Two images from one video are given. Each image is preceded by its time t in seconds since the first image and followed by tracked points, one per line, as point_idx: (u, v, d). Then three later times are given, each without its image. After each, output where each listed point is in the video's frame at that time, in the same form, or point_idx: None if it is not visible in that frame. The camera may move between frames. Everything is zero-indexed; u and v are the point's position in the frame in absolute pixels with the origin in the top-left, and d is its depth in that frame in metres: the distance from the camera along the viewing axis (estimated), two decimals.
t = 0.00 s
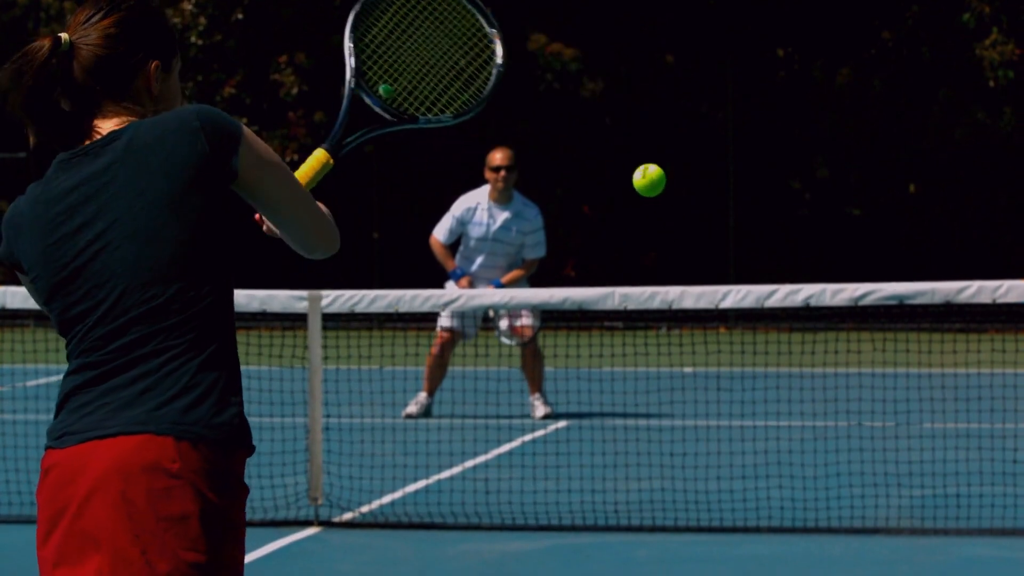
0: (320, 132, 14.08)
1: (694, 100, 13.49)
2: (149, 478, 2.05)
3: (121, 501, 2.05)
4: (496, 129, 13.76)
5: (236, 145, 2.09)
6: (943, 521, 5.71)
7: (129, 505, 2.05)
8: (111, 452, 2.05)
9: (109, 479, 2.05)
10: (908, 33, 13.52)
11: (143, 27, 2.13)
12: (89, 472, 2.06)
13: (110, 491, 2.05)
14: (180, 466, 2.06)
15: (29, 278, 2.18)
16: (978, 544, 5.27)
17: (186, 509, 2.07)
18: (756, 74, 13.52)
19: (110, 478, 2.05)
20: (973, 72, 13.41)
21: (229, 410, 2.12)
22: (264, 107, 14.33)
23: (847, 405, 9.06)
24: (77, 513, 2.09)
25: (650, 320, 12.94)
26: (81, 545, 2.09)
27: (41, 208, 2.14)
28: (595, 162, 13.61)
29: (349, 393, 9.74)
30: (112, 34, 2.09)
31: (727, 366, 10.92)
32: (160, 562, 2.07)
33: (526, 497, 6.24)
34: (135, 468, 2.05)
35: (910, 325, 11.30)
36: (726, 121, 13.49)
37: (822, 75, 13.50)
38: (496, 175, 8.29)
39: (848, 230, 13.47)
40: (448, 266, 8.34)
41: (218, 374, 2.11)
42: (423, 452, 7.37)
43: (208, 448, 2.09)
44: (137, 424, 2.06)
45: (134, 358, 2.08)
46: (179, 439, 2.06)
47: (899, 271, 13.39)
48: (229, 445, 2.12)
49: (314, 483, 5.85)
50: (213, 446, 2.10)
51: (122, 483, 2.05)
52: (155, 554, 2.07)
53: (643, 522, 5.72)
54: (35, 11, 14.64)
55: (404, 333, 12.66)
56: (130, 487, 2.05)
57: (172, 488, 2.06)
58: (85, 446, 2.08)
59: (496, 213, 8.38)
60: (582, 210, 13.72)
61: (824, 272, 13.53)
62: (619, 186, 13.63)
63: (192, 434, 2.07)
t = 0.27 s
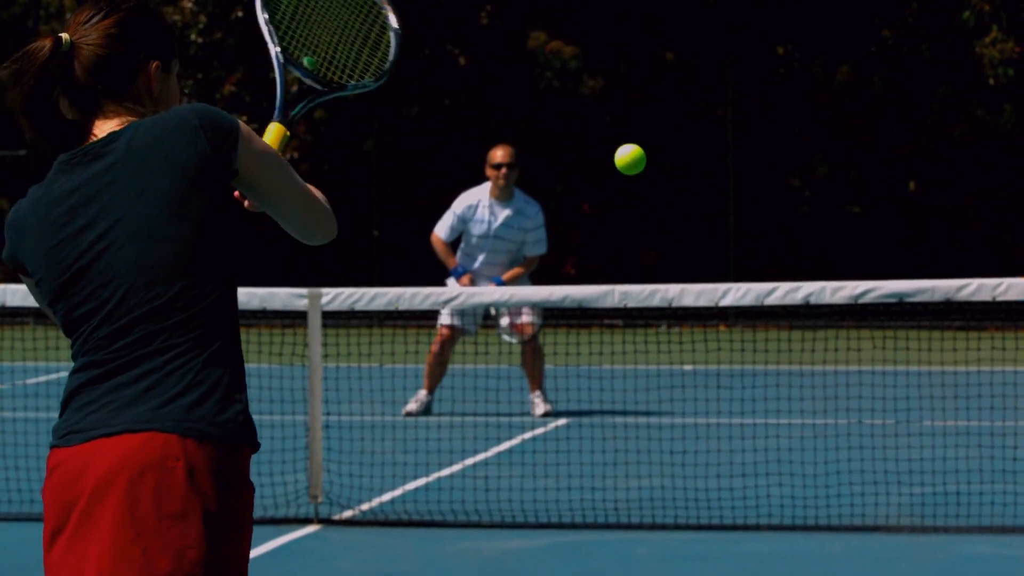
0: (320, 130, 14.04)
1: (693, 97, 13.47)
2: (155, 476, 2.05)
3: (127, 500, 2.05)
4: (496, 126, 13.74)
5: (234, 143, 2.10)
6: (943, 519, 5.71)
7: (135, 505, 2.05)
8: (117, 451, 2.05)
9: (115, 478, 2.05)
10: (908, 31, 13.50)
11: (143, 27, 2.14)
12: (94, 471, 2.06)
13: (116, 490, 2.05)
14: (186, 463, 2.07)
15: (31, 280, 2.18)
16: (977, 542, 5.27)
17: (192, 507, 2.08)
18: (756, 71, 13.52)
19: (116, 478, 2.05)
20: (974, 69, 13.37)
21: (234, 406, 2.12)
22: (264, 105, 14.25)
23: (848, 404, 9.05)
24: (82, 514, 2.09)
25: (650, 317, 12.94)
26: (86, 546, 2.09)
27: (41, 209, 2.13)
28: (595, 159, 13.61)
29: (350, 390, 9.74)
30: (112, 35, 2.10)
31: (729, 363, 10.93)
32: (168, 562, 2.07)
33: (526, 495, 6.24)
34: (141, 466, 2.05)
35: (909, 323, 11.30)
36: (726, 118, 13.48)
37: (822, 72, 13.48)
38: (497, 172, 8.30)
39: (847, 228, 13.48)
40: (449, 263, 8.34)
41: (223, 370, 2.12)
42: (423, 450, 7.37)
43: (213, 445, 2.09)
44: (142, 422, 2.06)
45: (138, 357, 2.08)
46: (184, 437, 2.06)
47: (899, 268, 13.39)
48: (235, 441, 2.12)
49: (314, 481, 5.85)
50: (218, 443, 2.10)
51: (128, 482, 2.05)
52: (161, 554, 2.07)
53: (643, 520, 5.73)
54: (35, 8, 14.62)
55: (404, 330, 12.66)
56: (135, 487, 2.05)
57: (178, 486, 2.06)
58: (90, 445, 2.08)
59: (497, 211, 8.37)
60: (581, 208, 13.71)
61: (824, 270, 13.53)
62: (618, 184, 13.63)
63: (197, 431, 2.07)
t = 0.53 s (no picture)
0: (320, 127, 14.09)
1: (692, 95, 13.46)
2: (159, 474, 2.05)
3: (132, 498, 2.05)
4: (496, 124, 13.73)
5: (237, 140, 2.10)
6: (943, 517, 5.71)
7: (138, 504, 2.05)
8: (122, 449, 2.05)
9: (119, 477, 2.05)
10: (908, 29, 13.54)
11: (144, 27, 2.14)
12: (98, 469, 2.06)
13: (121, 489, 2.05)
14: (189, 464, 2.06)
15: (37, 281, 2.18)
16: (978, 540, 5.27)
17: (196, 506, 2.07)
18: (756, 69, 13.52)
19: (120, 476, 2.05)
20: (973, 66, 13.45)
21: (240, 404, 2.12)
22: (264, 102, 14.26)
23: (848, 402, 9.03)
24: (86, 515, 2.09)
25: (650, 315, 12.93)
26: (89, 547, 2.09)
27: (46, 210, 2.14)
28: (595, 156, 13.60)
29: (350, 388, 9.74)
30: (113, 34, 2.10)
31: (730, 361, 10.93)
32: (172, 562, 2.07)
33: (527, 493, 6.24)
34: (146, 464, 2.05)
35: (910, 321, 11.29)
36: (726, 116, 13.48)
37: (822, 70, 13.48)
38: (497, 169, 8.29)
39: (848, 226, 13.48)
40: (450, 260, 8.34)
41: (227, 368, 2.12)
42: (424, 448, 7.37)
43: (218, 443, 2.09)
44: (146, 420, 2.06)
45: (142, 354, 2.08)
46: (190, 434, 2.06)
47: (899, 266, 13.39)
48: (240, 439, 2.12)
49: (314, 479, 5.85)
50: (224, 441, 2.09)
51: (131, 481, 2.05)
52: (165, 554, 2.06)
53: (644, 518, 5.72)
54: (34, 6, 14.60)
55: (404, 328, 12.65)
56: (139, 486, 2.05)
57: (182, 485, 2.06)
58: (94, 443, 2.08)
59: (498, 208, 8.37)
60: (581, 206, 13.71)
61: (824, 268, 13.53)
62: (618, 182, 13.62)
63: (202, 429, 2.07)
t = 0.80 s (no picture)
0: (321, 126, 14.00)
1: (692, 93, 13.46)
2: (164, 472, 2.05)
3: (136, 497, 2.05)
4: (496, 122, 13.73)
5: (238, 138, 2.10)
6: (943, 515, 5.71)
7: (141, 502, 2.05)
8: (126, 447, 2.05)
9: (123, 476, 2.05)
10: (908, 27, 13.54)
11: (145, 26, 2.14)
12: (102, 468, 2.06)
13: (126, 488, 2.05)
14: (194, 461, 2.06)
15: (41, 281, 2.18)
16: (978, 538, 5.27)
17: (200, 504, 2.07)
18: (756, 66, 13.52)
19: (125, 475, 2.05)
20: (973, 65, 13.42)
21: (244, 402, 2.12)
22: (264, 101, 14.27)
23: (849, 400, 9.03)
24: (89, 514, 2.09)
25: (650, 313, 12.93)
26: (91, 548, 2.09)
27: (49, 210, 2.14)
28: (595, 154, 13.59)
29: (350, 386, 9.74)
30: (115, 34, 2.10)
31: (730, 360, 10.93)
32: (176, 560, 2.06)
33: (527, 491, 6.24)
34: (150, 463, 2.05)
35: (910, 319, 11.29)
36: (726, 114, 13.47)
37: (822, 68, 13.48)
38: (497, 166, 8.29)
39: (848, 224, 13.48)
40: (452, 258, 8.34)
41: (231, 366, 2.12)
42: (424, 445, 7.37)
43: (222, 441, 2.09)
44: (150, 418, 2.06)
45: (146, 352, 2.08)
46: (194, 432, 2.06)
47: (899, 264, 13.40)
48: (244, 438, 2.12)
49: (314, 477, 5.86)
50: (227, 439, 2.09)
51: (134, 480, 2.05)
52: (169, 552, 2.06)
53: (644, 515, 5.72)
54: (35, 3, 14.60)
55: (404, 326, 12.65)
56: (142, 483, 2.05)
57: (186, 483, 2.06)
58: (99, 442, 2.08)
59: (498, 206, 8.38)
60: (582, 204, 13.70)
61: (824, 266, 13.53)
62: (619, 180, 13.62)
63: (206, 426, 2.07)
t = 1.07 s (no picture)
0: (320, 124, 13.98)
1: (692, 91, 13.46)
2: (168, 469, 2.05)
3: (140, 496, 2.05)
4: (496, 120, 13.72)
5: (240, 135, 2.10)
6: (943, 513, 5.71)
7: (146, 501, 2.04)
8: (130, 446, 2.05)
9: (127, 475, 2.05)
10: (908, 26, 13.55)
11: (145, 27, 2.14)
12: (106, 467, 2.06)
13: (130, 487, 2.05)
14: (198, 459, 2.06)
15: (43, 283, 2.17)
16: (978, 536, 5.27)
17: (206, 502, 2.06)
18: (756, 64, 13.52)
19: (129, 474, 2.05)
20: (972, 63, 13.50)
21: (248, 400, 2.13)
22: (264, 99, 14.27)
23: (850, 398, 9.02)
24: (92, 514, 2.08)
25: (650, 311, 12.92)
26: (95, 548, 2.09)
27: (50, 210, 2.14)
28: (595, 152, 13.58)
29: (349, 385, 9.73)
30: (115, 34, 2.10)
31: (730, 358, 10.93)
32: (180, 559, 2.06)
33: (527, 489, 6.24)
34: (154, 461, 2.04)
35: (910, 317, 11.29)
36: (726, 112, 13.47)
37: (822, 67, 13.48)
38: (497, 164, 8.29)
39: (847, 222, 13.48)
40: (453, 256, 8.34)
41: (235, 364, 2.12)
42: (423, 444, 7.37)
43: (227, 438, 2.09)
44: (154, 417, 2.06)
45: (149, 351, 2.08)
46: (198, 430, 2.06)
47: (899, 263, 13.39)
48: (248, 436, 2.12)
49: (314, 475, 5.85)
50: (233, 437, 2.10)
51: (138, 478, 2.05)
52: (174, 551, 2.05)
53: (644, 514, 5.72)
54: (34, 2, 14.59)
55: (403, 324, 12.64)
56: (146, 482, 2.04)
57: (190, 481, 2.05)
58: (102, 440, 2.08)
59: (499, 203, 8.37)
60: (582, 202, 13.69)
61: (823, 264, 13.52)
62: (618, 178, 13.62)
63: (211, 424, 2.07)
